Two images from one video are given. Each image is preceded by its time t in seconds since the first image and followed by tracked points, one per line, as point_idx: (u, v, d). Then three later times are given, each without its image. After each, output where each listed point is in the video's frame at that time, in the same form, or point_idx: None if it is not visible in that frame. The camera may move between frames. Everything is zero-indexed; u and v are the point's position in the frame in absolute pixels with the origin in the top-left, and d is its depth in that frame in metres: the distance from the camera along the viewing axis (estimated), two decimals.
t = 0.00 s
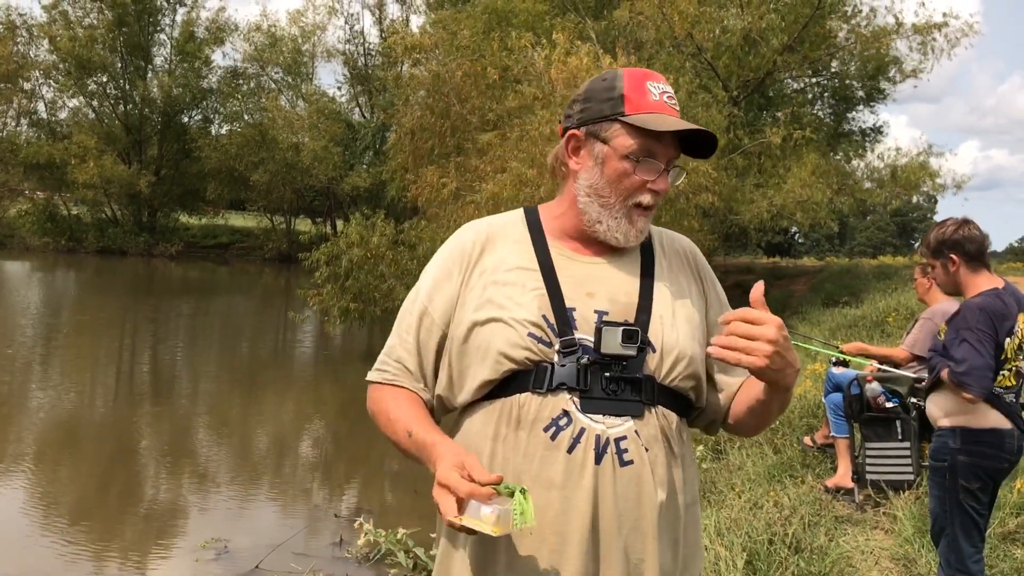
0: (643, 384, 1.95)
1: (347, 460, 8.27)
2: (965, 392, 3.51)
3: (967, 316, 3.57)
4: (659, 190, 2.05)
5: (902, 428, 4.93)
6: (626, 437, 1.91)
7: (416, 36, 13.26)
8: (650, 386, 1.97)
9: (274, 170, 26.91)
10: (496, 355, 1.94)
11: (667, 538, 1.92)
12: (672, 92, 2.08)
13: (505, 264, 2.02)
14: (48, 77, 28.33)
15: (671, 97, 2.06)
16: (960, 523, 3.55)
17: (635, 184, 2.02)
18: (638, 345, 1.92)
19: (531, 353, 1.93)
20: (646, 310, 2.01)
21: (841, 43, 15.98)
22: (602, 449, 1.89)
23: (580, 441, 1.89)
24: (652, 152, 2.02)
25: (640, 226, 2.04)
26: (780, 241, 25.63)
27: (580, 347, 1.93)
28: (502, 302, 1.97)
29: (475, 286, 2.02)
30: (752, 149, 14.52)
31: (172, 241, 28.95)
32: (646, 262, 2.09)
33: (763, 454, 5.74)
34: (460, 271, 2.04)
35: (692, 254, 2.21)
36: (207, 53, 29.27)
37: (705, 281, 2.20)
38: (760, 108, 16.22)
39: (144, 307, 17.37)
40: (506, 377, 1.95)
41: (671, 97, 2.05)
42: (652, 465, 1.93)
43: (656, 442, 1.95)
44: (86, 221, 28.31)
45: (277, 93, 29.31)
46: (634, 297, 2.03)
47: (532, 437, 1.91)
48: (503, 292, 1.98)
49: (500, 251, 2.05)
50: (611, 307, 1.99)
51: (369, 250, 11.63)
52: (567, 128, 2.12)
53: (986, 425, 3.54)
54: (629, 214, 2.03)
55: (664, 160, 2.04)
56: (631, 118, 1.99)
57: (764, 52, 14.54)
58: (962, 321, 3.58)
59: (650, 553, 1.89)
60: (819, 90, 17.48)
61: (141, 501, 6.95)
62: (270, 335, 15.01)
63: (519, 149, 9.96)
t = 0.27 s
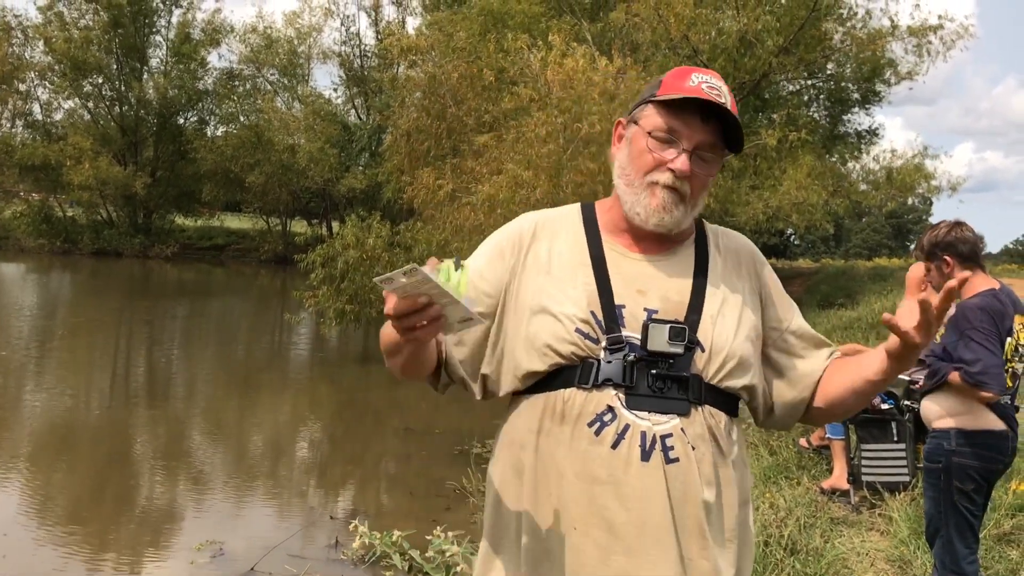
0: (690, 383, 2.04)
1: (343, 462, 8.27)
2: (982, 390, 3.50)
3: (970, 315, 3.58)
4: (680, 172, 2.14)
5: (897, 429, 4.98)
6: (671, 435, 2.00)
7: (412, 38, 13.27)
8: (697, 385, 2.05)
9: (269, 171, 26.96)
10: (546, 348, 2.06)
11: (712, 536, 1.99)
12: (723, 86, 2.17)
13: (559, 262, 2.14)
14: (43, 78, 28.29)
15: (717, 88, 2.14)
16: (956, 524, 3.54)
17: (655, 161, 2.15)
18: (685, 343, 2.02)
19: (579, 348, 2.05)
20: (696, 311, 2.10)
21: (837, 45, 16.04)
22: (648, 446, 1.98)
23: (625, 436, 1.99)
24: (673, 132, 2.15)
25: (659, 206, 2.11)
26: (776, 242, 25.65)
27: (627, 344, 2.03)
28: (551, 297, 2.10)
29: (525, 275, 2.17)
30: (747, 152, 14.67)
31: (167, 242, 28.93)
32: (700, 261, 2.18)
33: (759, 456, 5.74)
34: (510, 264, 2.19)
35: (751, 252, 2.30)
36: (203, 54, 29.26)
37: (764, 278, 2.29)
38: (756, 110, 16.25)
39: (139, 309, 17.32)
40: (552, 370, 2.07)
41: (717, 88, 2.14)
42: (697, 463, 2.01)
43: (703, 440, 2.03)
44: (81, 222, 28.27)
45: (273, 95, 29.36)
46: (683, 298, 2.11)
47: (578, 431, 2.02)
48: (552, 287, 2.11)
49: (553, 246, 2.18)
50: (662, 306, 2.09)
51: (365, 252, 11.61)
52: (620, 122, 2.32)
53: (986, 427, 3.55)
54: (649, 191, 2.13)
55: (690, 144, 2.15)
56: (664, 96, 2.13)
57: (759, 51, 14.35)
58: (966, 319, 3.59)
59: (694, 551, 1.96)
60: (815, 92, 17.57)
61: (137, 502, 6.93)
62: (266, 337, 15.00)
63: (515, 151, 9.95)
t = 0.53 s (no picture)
0: (699, 378, 2.03)
1: (340, 463, 8.26)
2: (986, 386, 3.49)
3: (970, 314, 3.60)
4: (714, 166, 2.15)
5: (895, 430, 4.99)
6: (673, 430, 2.01)
7: (408, 38, 13.19)
8: (708, 382, 2.04)
9: (266, 172, 26.80)
10: (565, 333, 2.14)
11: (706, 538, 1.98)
12: (758, 78, 2.17)
13: (587, 251, 2.21)
14: (39, 78, 28.20)
15: (750, 81, 2.15)
16: (951, 523, 3.55)
17: (689, 159, 2.18)
18: (695, 338, 2.02)
19: (593, 334, 2.11)
20: (719, 307, 2.08)
21: (834, 45, 16.08)
22: (647, 438, 2.01)
23: (624, 425, 2.03)
24: (706, 128, 2.16)
25: (691, 206, 2.12)
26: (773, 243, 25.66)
27: (640, 335, 2.06)
28: (577, 283, 2.17)
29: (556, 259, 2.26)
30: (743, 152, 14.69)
31: (164, 243, 28.90)
32: (737, 258, 2.16)
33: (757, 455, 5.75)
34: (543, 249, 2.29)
35: (803, 257, 2.22)
36: (200, 55, 29.18)
37: (814, 286, 2.20)
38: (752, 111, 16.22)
39: (136, 310, 17.29)
40: (568, 354, 2.15)
41: (749, 81, 2.15)
42: (698, 461, 2.00)
43: (706, 439, 2.01)
44: (78, 223, 28.20)
45: (270, 96, 29.40)
46: (706, 292, 2.10)
47: (581, 416, 2.09)
48: (581, 275, 2.17)
49: (589, 231, 2.25)
50: (684, 299, 2.09)
51: (361, 252, 11.58)
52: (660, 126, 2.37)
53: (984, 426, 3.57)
54: (684, 189, 2.16)
55: (723, 138, 2.16)
56: (695, 95, 2.17)
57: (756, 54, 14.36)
58: (967, 318, 3.60)
59: (684, 547, 1.98)
60: (812, 93, 17.61)
61: (133, 504, 6.91)
62: (263, 338, 14.98)
63: (513, 151, 9.93)
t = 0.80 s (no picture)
0: (693, 376, 2.06)
1: (340, 463, 8.27)
2: (994, 381, 3.48)
3: (971, 311, 3.59)
4: (712, 173, 2.16)
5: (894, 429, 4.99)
6: (662, 426, 2.06)
7: (407, 38, 13.19)
8: (702, 381, 2.06)
9: (265, 172, 26.72)
10: (571, 328, 2.22)
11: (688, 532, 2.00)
12: (744, 75, 2.15)
13: (599, 252, 2.27)
14: (38, 79, 28.19)
15: (735, 81, 2.14)
16: (948, 522, 3.55)
17: (687, 168, 2.18)
18: (689, 337, 2.06)
19: (596, 329, 2.18)
20: (719, 307, 2.10)
21: (832, 45, 16.08)
22: (635, 432, 2.07)
23: (616, 419, 2.10)
24: (699, 137, 2.17)
25: (699, 210, 2.15)
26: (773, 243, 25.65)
27: (639, 331, 2.12)
28: (584, 281, 2.25)
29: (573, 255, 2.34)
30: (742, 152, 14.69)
31: (163, 244, 28.88)
32: (743, 261, 2.16)
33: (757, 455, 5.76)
34: (561, 247, 2.37)
35: (815, 257, 2.17)
36: (199, 55, 29.15)
37: (825, 289, 2.15)
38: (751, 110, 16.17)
39: (135, 310, 17.29)
40: (573, 348, 2.24)
41: (734, 81, 2.14)
42: (686, 458, 2.03)
43: (695, 436, 2.04)
44: (77, 224, 28.19)
45: (269, 96, 29.45)
46: (707, 292, 2.13)
47: (579, 409, 2.17)
48: (590, 275, 2.25)
49: (606, 229, 2.33)
50: (686, 297, 2.13)
51: (361, 252, 11.58)
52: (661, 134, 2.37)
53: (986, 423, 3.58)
54: (688, 197, 2.17)
55: (718, 144, 2.16)
56: (683, 105, 2.18)
57: (755, 53, 14.38)
58: (969, 315, 3.59)
59: (666, 542, 2.02)
60: (811, 93, 17.62)
61: (133, 504, 6.91)
62: (262, 338, 14.96)
63: (512, 151, 9.93)
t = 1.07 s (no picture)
0: (680, 373, 2.08)
1: (340, 463, 8.27)
2: (1002, 377, 3.44)
3: (975, 310, 3.56)
4: (698, 179, 2.17)
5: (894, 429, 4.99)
6: (649, 422, 2.07)
7: (408, 39, 13.28)
8: (690, 378, 2.07)
9: (266, 172, 26.71)
10: (566, 330, 2.24)
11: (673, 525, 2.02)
12: (722, 81, 2.16)
13: (593, 257, 2.29)
14: (40, 79, 28.22)
15: (714, 87, 2.15)
16: (950, 522, 3.55)
17: (672, 176, 2.20)
18: (676, 336, 2.07)
19: (588, 331, 2.20)
20: (708, 306, 2.11)
21: (833, 45, 16.07)
22: (624, 429, 2.09)
23: (606, 416, 2.13)
24: (683, 145, 2.18)
25: (688, 215, 2.16)
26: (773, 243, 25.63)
27: (628, 331, 2.14)
28: (579, 285, 2.27)
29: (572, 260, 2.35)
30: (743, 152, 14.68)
31: (165, 244, 28.90)
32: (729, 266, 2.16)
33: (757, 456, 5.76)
34: (561, 254, 2.39)
35: (804, 257, 2.16)
36: (200, 55, 29.14)
37: (812, 289, 2.15)
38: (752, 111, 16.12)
39: (136, 310, 17.28)
40: (568, 350, 2.27)
41: (714, 88, 2.15)
42: (672, 453, 2.05)
43: (681, 432, 2.05)
44: (78, 224, 28.20)
45: (270, 96, 29.48)
46: (697, 292, 2.14)
47: (574, 409, 2.20)
48: (583, 279, 2.26)
49: (604, 234, 2.33)
50: (676, 298, 2.14)
51: (362, 252, 11.58)
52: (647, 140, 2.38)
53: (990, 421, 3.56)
54: (676, 204, 2.18)
55: (702, 151, 2.18)
56: (665, 114, 2.18)
57: (755, 54, 14.37)
58: (973, 314, 3.57)
59: (654, 536, 2.04)
60: (812, 93, 17.61)
61: (134, 504, 6.91)
62: (262, 338, 14.96)
63: (512, 152, 9.92)
